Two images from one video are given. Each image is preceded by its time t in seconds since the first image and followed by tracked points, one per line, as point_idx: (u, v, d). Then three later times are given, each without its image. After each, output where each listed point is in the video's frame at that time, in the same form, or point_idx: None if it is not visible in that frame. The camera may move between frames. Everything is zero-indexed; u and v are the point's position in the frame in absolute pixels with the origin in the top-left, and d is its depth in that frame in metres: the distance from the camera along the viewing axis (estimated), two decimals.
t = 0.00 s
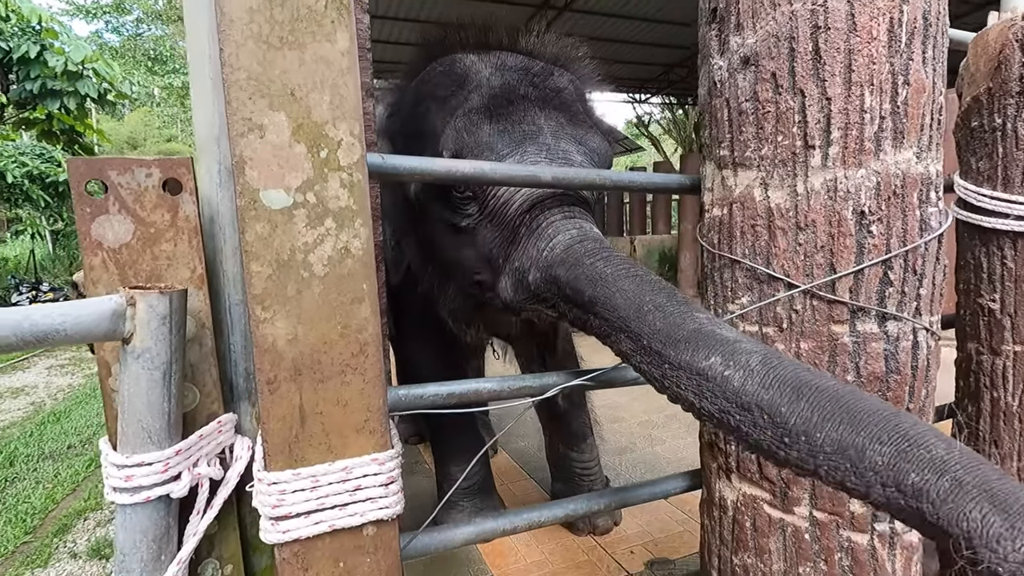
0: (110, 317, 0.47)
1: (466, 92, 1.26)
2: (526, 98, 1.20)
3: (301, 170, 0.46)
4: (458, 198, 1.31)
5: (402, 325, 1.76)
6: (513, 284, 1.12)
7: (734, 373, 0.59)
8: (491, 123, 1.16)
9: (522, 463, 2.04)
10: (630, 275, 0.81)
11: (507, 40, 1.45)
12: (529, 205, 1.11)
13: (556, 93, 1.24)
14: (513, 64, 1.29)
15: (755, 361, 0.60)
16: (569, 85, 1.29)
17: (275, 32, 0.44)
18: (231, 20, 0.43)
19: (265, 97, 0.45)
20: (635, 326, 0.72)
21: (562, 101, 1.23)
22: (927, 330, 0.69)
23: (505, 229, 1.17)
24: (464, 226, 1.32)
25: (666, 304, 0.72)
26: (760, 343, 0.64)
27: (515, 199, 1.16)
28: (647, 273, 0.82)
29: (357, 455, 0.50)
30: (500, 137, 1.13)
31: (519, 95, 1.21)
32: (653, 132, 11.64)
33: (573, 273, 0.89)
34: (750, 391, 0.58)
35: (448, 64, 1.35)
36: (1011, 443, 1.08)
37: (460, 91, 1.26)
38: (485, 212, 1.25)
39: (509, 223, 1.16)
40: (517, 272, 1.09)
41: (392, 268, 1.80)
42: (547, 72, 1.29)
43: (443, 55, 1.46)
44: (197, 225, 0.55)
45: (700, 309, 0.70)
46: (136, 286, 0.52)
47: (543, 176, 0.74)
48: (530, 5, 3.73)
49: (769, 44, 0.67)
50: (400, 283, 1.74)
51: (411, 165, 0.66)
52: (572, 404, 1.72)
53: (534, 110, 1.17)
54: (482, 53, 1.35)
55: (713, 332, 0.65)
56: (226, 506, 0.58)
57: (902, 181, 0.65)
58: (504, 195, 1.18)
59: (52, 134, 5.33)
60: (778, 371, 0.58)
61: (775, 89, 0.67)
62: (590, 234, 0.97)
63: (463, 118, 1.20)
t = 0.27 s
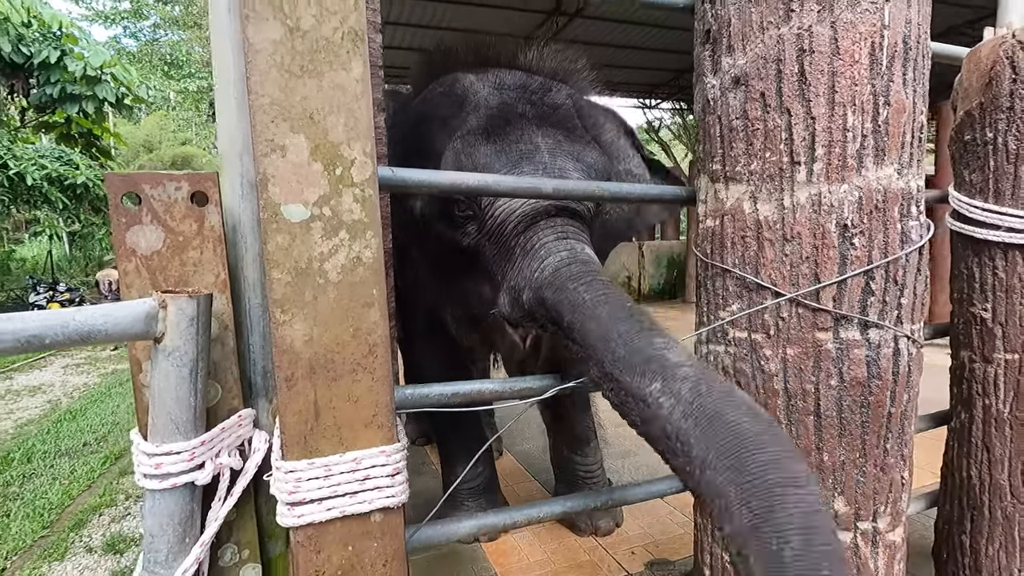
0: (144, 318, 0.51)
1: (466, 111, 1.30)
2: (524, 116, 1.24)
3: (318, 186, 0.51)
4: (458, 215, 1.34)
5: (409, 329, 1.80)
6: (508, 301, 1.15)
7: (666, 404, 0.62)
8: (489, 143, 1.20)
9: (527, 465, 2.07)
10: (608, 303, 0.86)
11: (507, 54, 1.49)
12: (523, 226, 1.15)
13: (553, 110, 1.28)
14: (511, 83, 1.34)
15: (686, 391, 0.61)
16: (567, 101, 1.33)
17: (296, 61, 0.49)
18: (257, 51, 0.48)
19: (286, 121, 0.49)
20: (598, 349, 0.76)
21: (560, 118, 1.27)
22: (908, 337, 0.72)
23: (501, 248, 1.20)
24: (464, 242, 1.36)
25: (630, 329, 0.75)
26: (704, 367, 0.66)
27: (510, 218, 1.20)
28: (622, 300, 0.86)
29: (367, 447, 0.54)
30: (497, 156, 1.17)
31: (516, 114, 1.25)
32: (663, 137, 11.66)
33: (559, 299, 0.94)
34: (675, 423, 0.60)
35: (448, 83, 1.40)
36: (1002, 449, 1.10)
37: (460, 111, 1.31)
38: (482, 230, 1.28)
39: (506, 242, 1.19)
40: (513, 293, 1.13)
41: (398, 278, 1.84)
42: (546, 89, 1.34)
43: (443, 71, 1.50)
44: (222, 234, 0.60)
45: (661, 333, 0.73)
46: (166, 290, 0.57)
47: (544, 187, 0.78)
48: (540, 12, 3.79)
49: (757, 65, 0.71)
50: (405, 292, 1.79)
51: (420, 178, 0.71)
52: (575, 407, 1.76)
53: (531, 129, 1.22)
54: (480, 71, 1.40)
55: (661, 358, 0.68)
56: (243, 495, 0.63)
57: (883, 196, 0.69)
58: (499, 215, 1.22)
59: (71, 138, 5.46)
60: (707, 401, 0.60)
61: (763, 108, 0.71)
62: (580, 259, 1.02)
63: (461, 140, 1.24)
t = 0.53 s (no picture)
0: (177, 311, 0.55)
1: (469, 115, 1.33)
2: (525, 121, 1.27)
3: (337, 189, 0.54)
4: (460, 217, 1.38)
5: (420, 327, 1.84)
6: (506, 302, 1.22)
7: (610, 469, 0.81)
8: (490, 147, 1.23)
9: (536, 463, 2.10)
10: (588, 320, 0.95)
11: (511, 60, 1.51)
12: (520, 229, 1.20)
13: (554, 113, 1.31)
14: (514, 87, 1.36)
15: (629, 464, 0.80)
16: (569, 106, 1.35)
17: (317, 74, 0.53)
18: (282, 65, 0.52)
19: (308, 129, 0.53)
20: (571, 381, 0.90)
21: (561, 121, 1.30)
22: (903, 336, 0.75)
23: (500, 249, 1.26)
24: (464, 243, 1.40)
25: (601, 370, 0.88)
26: (653, 434, 0.82)
27: (509, 221, 1.24)
28: (602, 317, 0.96)
29: (380, 433, 0.57)
30: (497, 160, 1.21)
31: (518, 118, 1.28)
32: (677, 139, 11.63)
33: (547, 307, 1.02)
34: (612, 485, 0.80)
35: (452, 88, 1.43)
36: (1005, 449, 1.12)
37: (463, 115, 1.34)
38: (483, 231, 1.32)
39: (505, 244, 1.24)
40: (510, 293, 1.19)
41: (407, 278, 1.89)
42: (548, 91, 1.37)
43: (448, 76, 1.53)
44: (246, 234, 0.64)
45: (629, 382, 0.87)
46: (195, 286, 0.61)
47: (550, 190, 0.82)
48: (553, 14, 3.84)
49: (756, 73, 0.74)
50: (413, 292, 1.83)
51: (432, 180, 0.75)
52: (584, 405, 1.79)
53: (531, 133, 1.24)
54: (483, 75, 1.43)
55: (619, 419, 0.83)
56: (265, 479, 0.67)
57: (878, 199, 0.71)
58: (499, 217, 1.26)
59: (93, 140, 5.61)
60: (641, 478, 0.79)
61: (762, 114, 0.74)
62: (571, 263, 1.07)
63: (462, 145, 1.28)
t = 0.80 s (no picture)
0: (201, 301, 0.59)
1: (468, 134, 1.34)
2: (524, 139, 1.27)
3: (351, 187, 0.58)
4: (457, 234, 1.40)
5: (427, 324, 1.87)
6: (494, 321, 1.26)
7: (579, 460, 0.84)
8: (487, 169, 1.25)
9: (542, 458, 2.13)
10: (561, 337, 1.00)
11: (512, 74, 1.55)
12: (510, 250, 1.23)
13: (556, 131, 1.30)
14: (516, 102, 1.37)
15: (595, 451, 0.82)
16: (569, 124, 1.36)
17: (333, 79, 0.56)
18: (301, 71, 0.55)
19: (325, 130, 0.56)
20: (543, 391, 0.95)
21: (561, 140, 1.30)
22: (895, 332, 0.77)
23: (491, 272, 1.30)
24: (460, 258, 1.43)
25: (569, 376, 0.92)
26: (617, 425, 0.85)
27: (500, 241, 1.27)
28: (578, 340, 0.99)
29: (390, 418, 0.61)
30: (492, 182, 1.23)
31: (517, 137, 1.28)
32: (687, 138, 11.61)
33: (527, 329, 1.06)
34: (583, 475, 0.83)
35: (454, 102, 1.44)
36: (1002, 446, 1.13)
37: (463, 133, 1.35)
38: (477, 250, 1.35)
39: (495, 264, 1.27)
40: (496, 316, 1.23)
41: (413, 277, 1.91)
42: (550, 108, 1.36)
43: (453, 88, 1.55)
44: (264, 230, 0.68)
45: (595, 383, 0.90)
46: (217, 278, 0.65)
47: (556, 189, 0.85)
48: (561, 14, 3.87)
49: (754, 76, 0.76)
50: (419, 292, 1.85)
51: (440, 180, 0.79)
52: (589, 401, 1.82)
53: (529, 154, 1.25)
54: (485, 90, 1.44)
55: (583, 416, 0.87)
56: (279, 462, 0.70)
57: (871, 199, 0.73)
58: (490, 240, 1.29)
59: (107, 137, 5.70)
60: (607, 465, 0.81)
61: (759, 116, 0.76)
62: (554, 290, 1.12)
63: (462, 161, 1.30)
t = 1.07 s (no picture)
0: (228, 299, 0.62)
1: (475, 141, 1.35)
2: (529, 147, 1.30)
3: (371, 193, 0.61)
4: (462, 240, 1.42)
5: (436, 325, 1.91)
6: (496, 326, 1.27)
7: (559, 430, 0.86)
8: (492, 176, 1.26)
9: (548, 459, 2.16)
10: (551, 337, 1.02)
11: (522, 81, 1.58)
12: (513, 256, 1.25)
13: (560, 139, 1.33)
14: (522, 110, 1.40)
15: (575, 422, 0.86)
16: (574, 132, 1.38)
17: (356, 91, 0.59)
18: (327, 83, 0.59)
19: (348, 139, 0.59)
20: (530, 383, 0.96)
21: (566, 148, 1.32)
22: (895, 337, 0.79)
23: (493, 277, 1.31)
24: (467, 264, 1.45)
25: (554, 367, 0.95)
26: (597, 403, 0.89)
27: (503, 247, 1.29)
28: (573, 343, 1.00)
29: (406, 412, 0.64)
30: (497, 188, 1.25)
31: (523, 144, 1.31)
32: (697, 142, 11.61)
33: (521, 331, 1.08)
34: (562, 444, 0.85)
35: (462, 110, 1.46)
36: (1004, 452, 1.13)
37: (469, 140, 1.36)
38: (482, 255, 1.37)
39: (498, 269, 1.29)
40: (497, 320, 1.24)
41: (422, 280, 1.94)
42: (555, 116, 1.39)
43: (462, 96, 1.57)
44: (287, 232, 0.71)
45: (578, 372, 0.95)
46: (242, 277, 0.68)
47: (564, 195, 0.88)
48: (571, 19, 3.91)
49: (759, 87, 0.79)
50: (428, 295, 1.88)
51: (453, 185, 0.82)
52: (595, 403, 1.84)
53: (533, 160, 1.28)
54: (493, 98, 1.45)
55: (566, 394, 0.90)
56: (299, 455, 0.74)
57: (872, 207, 0.76)
58: (492, 245, 1.31)
59: (123, 137, 5.79)
60: (584, 431, 0.84)
61: (764, 126, 0.79)
62: (551, 294, 1.13)
63: (469, 167, 1.32)
